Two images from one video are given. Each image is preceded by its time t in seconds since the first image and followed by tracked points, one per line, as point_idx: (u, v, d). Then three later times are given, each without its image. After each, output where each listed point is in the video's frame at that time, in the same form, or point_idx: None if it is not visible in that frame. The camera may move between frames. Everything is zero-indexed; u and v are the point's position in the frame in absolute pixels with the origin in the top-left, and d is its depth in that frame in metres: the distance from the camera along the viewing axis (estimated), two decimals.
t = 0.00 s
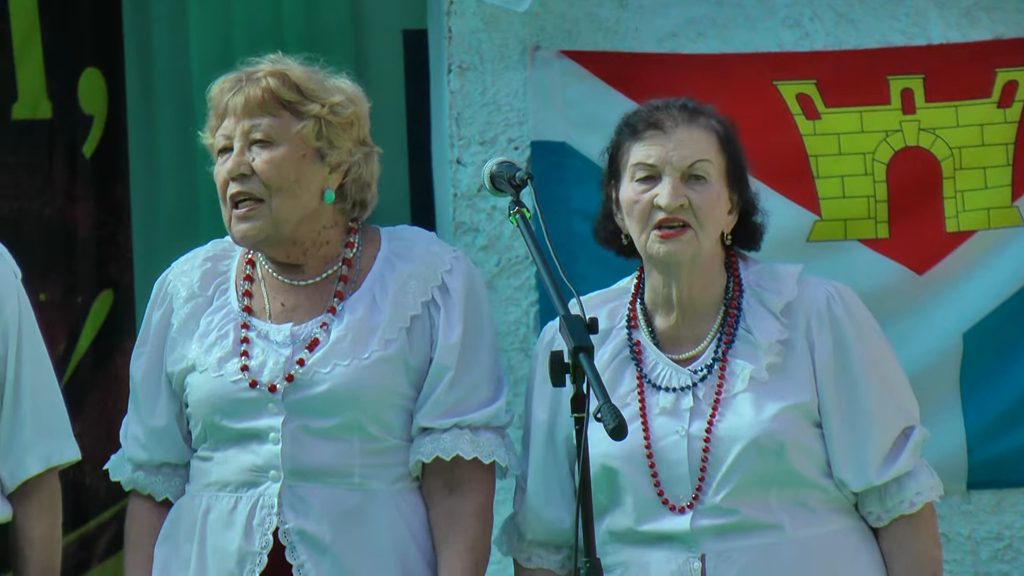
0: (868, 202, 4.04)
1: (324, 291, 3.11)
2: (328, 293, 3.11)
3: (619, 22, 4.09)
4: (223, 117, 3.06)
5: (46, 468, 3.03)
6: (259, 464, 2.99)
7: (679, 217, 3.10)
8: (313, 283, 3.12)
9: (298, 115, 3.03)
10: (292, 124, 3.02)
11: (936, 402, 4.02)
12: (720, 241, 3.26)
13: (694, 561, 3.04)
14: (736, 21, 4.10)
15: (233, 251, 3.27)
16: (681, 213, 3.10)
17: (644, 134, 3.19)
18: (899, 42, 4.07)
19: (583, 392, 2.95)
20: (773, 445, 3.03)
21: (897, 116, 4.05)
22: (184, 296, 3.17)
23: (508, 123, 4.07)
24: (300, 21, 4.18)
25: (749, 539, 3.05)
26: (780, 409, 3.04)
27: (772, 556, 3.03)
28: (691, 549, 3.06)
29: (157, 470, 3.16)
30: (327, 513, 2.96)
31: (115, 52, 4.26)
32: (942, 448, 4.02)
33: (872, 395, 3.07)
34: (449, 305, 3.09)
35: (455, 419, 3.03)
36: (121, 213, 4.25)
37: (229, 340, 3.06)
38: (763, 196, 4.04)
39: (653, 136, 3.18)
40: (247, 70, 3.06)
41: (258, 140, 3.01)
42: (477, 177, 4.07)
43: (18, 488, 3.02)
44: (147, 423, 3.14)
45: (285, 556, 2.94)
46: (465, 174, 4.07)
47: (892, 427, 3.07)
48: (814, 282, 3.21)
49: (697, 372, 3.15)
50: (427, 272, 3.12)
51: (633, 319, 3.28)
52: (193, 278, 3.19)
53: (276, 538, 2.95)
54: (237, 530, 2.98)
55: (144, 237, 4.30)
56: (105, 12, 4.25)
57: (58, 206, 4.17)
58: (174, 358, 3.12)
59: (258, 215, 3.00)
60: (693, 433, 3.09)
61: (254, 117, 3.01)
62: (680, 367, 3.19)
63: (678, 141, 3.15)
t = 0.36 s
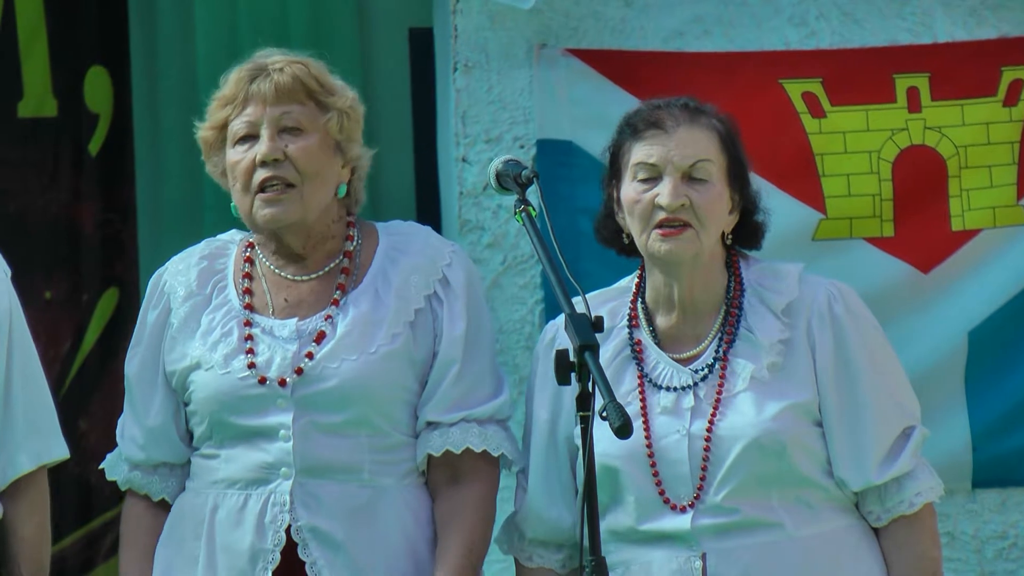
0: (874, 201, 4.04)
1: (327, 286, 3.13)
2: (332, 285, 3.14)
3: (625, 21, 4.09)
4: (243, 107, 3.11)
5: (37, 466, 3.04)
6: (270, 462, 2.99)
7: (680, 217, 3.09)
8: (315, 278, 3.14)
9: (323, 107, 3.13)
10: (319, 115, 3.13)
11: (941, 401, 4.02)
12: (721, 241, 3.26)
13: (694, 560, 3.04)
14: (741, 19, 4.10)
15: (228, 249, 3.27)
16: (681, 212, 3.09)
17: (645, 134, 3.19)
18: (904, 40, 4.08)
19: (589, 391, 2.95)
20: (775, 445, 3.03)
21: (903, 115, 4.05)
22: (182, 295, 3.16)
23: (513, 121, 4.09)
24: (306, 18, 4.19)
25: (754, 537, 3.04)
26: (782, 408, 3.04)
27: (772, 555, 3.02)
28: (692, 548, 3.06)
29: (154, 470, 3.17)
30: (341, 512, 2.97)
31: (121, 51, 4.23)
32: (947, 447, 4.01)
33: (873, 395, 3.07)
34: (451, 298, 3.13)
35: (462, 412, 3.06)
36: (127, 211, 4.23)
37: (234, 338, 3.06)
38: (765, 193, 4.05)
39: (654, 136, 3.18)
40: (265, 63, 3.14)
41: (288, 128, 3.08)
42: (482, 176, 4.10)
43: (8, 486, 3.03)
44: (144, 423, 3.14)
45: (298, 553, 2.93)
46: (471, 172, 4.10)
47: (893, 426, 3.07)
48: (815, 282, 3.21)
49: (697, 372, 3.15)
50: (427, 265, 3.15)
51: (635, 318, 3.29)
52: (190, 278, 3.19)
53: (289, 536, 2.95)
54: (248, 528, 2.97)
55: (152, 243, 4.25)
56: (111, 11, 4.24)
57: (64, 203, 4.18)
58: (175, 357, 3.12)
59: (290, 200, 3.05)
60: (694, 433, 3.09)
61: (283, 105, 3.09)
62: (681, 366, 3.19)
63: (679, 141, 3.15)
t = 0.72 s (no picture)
0: (877, 200, 4.04)
1: (327, 285, 3.14)
2: (331, 284, 3.14)
3: (629, 20, 4.09)
4: (248, 99, 3.12)
5: (30, 465, 3.05)
6: (277, 466, 3.00)
7: (655, 219, 3.10)
8: (314, 277, 3.15)
9: (329, 103, 3.16)
10: (325, 111, 3.15)
11: (944, 399, 4.02)
12: (715, 238, 3.24)
13: (687, 557, 3.04)
14: (744, 18, 4.10)
15: (223, 248, 3.27)
16: (656, 215, 3.10)
17: (627, 135, 3.20)
18: (907, 39, 4.08)
19: (593, 389, 2.96)
20: (767, 441, 3.03)
21: (906, 114, 4.05)
22: (180, 294, 3.16)
23: (516, 120, 4.08)
24: (310, 17, 4.19)
25: (751, 534, 3.05)
26: (775, 404, 3.04)
27: (765, 553, 3.03)
28: (684, 545, 3.06)
29: (147, 469, 3.16)
30: (354, 518, 2.99)
31: (125, 51, 4.24)
32: (951, 446, 4.01)
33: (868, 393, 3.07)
34: (449, 298, 3.15)
35: (467, 412, 3.09)
36: (129, 209, 4.23)
37: (237, 341, 3.06)
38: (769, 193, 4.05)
39: (635, 138, 3.19)
40: (269, 58, 3.16)
41: (295, 119, 3.10)
42: (486, 174, 4.09)
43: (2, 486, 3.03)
44: (144, 424, 3.14)
45: (307, 558, 2.94)
46: (474, 171, 4.09)
47: (890, 424, 3.07)
48: (812, 280, 3.21)
49: (693, 369, 3.15)
50: (424, 264, 3.17)
51: (632, 316, 3.30)
52: (188, 277, 3.18)
53: (298, 541, 2.96)
54: (255, 532, 2.98)
55: (156, 241, 4.25)
56: (114, 9, 4.23)
57: (68, 203, 4.18)
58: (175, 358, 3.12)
59: (297, 188, 3.05)
60: (688, 429, 3.09)
61: (291, 97, 3.11)
62: (677, 363, 3.19)
63: (655, 142, 3.15)
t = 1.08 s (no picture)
0: (882, 202, 4.04)
1: (329, 289, 3.15)
2: (335, 286, 3.16)
3: (633, 22, 4.09)
4: (250, 105, 3.12)
5: (32, 467, 3.05)
6: (285, 476, 3.02)
7: (640, 216, 3.11)
8: (316, 279, 3.16)
9: (329, 109, 3.16)
10: (326, 116, 3.16)
11: (949, 401, 4.02)
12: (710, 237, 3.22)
13: (673, 560, 3.05)
14: (749, 20, 4.10)
15: (223, 250, 3.25)
16: (641, 211, 3.11)
17: (619, 134, 3.23)
18: (912, 41, 4.07)
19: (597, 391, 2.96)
20: (756, 438, 3.03)
21: (910, 116, 4.05)
22: (182, 297, 3.13)
23: (521, 123, 4.07)
24: (315, 20, 4.20)
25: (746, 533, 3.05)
26: (768, 402, 3.05)
27: (754, 555, 3.03)
28: (670, 547, 3.06)
29: (145, 463, 3.12)
30: (360, 519, 3.04)
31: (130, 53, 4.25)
32: (955, 448, 4.01)
33: (867, 395, 3.07)
34: (450, 302, 3.17)
35: (471, 414, 3.13)
36: (134, 212, 4.24)
37: (243, 348, 3.05)
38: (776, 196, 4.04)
39: (625, 136, 3.21)
40: (270, 63, 3.16)
41: (297, 126, 3.10)
42: (491, 177, 4.07)
43: (4, 488, 3.04)
44: (146, 427, 3.12)
45: (316, 567, 2.98)
46: (479, 174, 4.07)
47: (888, 427, 3.06)
48: (811, 281, 3.21)
49: (687, 365, 3.16)
50: (426, 265, 3.19)
51: (632, 313, 3.30)
52: (189, 280, 3.16)
53: (306, 552, 2.99)
54: (263, 542, 3.00)
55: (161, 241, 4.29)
56: (119, 11, 4.24)
57: (72, 205, 4.17)
58: (179, 363, 3.10)
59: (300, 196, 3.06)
60: (679, 425, 3.10)
61: (293, 104, 3.11)
62: (671, 359, 3.19)
63: (644, 138, 3.17)
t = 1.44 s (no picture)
0: (884, 207, 4.04)
1: (332, 299, 3.15)
2: (337, 298, 3.16)
3: (635, 27, 4.09)
4: (257, 110, 3.12)
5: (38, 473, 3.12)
6: (285, 486, 3.02)
7: (660, 216, 3.10)
8: (319, 289, 3.16)
9: (337, 116, 3.17)
10: (333, 123, 3.17)
11: (952, 406, 4.01)
12: (717, 243, 3.25)
13: (676, 566, 3.06)
14: (751, 25, 4.09)
15: (226, 258, 3.25)
16: (661, 211, 3.10)
17: (633, 134, 3.22)
18: (915, 46, 4.07)
19: (599, 396, 2.95)
20: (756, 443, 3.03)
21: (913, 120, 4.04)
22: (184, 304, 3.13)
23: (523, 128, 4.07)
24: (317, 25, 4.20)
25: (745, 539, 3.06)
26: (767, 407, 3.05)
27: (753, 559, 3.04)
28: (673, 552, 3.07)
29: (147, 468, 3.11)
30: (358, 530, 3.03)
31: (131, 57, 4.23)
32: (957, 452, 4.01)
33: (865, 400, 3.07)
34: (453, 315, 3.18)
35: (471, 429, 3.13)
36: (137, 218, 4.22)
37: (246, 357, 3.05)
38: (776, 202, 4.05)
39: (641, 136, 3.21)
40: (278, 68, 3.16)
41: (304, 132, 3.11)
42: (493, 182, 4.07)
43: (10, 494, 3.11)
44: (149, 433, 3.11)
45: None
46: (482, 179, 4.08)
47: (887, 431, 3.06)
48: (811, 286, 3.20)
49: (687, 371, 3.16)
50: (430, 280, 3.19)
51: (632, 318, 3.31)
52: (191, 286, 3.16)
53: (304, 562, 2.99)
54: (262, 551, 2.99)
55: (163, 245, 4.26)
56: (121, 15, 4.22)
57: (75, 211, 4.17)
58: (181, 371, 3.10)
59: (305, 203, 3.06)
60: (679, 432, 3.11)
61: (301, 110, 3.12)
62: (672, 366, 3.19)
63: (662, 140, 3.16)
